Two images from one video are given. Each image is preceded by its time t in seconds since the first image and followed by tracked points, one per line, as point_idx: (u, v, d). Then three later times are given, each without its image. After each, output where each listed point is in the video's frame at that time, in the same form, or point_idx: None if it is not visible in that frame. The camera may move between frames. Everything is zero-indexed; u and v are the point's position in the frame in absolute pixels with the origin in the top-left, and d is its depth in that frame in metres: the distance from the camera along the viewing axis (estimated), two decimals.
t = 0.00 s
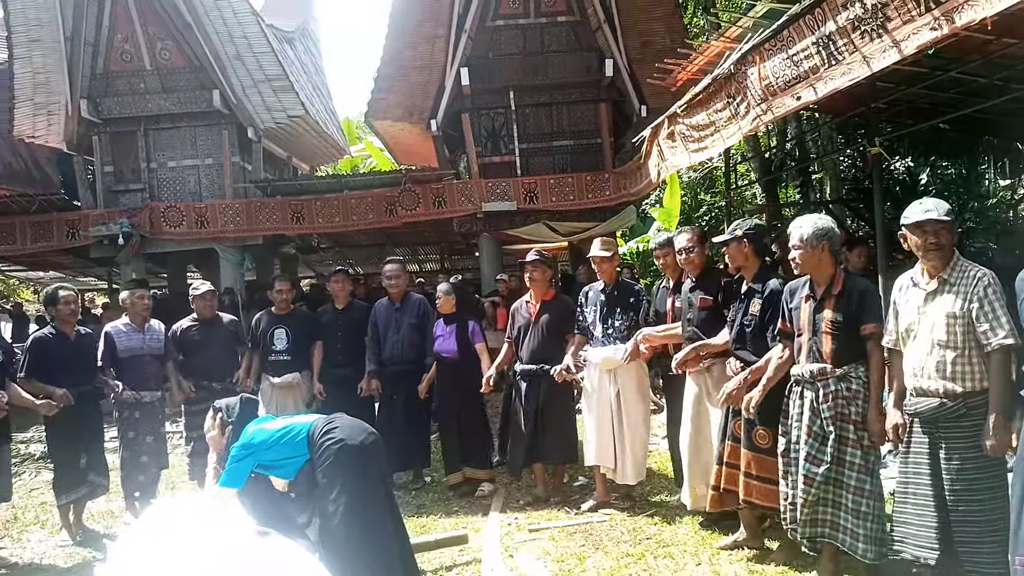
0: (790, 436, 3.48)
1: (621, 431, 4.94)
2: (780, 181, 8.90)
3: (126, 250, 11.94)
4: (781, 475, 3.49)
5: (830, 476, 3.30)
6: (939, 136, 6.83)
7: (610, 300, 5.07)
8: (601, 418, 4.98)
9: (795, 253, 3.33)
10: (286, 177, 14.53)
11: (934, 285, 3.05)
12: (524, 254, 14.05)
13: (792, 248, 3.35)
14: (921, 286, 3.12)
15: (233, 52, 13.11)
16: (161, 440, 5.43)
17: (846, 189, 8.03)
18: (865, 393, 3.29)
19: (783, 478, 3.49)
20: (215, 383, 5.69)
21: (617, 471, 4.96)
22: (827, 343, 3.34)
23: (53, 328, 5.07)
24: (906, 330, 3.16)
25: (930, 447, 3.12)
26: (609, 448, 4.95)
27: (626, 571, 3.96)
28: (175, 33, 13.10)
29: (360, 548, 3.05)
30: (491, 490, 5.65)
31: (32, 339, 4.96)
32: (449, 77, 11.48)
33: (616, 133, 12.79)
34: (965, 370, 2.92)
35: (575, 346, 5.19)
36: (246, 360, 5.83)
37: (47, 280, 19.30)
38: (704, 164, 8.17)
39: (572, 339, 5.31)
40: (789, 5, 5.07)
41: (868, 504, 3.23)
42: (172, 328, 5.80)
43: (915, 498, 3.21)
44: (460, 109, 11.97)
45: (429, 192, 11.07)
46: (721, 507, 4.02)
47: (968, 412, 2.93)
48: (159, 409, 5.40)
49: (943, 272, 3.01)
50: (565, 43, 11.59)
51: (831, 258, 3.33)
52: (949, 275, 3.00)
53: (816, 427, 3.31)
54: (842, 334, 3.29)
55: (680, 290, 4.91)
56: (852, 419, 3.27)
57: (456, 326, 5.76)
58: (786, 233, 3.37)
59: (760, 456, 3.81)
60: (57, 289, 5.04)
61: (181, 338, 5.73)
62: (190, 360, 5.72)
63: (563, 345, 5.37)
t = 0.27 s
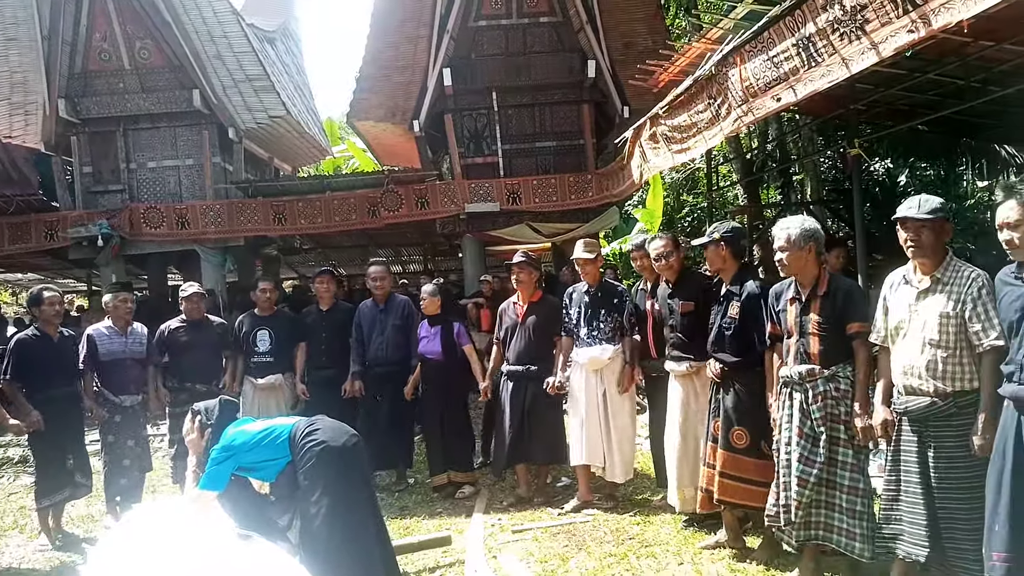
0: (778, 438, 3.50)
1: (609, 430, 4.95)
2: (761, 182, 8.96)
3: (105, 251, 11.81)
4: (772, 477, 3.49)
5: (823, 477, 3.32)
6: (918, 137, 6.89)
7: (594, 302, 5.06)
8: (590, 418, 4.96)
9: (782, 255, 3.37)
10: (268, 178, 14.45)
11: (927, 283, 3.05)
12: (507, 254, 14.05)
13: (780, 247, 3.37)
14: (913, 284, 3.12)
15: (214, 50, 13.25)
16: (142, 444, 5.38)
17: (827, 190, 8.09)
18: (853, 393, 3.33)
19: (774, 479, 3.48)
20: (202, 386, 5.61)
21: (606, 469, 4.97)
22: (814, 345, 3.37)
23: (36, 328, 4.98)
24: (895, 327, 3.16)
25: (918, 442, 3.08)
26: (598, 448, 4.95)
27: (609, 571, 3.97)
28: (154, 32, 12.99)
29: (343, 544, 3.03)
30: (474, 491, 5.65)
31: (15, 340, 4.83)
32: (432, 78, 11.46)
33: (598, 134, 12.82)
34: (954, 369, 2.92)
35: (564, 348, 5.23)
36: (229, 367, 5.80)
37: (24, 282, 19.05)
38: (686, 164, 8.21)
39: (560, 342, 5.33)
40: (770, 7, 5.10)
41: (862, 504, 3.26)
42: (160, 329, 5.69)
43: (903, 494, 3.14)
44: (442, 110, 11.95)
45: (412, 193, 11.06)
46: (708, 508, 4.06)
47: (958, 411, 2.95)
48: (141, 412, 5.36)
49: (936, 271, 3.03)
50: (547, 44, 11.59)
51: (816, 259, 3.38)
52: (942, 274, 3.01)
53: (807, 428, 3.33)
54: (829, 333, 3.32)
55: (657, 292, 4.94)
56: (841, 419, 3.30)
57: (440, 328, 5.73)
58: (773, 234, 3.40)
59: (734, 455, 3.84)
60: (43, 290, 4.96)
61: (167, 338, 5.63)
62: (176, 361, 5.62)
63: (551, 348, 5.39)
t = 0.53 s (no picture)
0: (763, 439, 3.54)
1: (595, 425, 4.99)
2: (745, 184, 9.02)
3: (87, 254, 11.74)
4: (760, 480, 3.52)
5: (810, 478, 3.33)
6: (899, 139, 6.95)
7: (578, 304, 5.08)
8: (577, 421, 4.97)
9: (767, 256, 3.41)
10: (251, 180, 14.39)
11: (916, 284, 3.01)
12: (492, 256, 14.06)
13: (764, 248, 3.40)
14: (901, 283, 3.08)
15: (196, 53, 13.05)
16: (125, 448, 5.36)
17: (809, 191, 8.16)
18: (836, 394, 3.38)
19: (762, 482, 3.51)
20: (188, 389, 5.49)
21: (593, 471, 4.99)
22: (798, 346, 3.41)
23: (17, 333, 4.94)
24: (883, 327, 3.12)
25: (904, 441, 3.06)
26: (585, 448, 4.97)
27: (595, 572, 3.99)
28: (136, 34, 12.90)
29: (334, 537, 3.03)
30: (460, 494, 5.65)
31: None
32: (416, 80, 11.45)
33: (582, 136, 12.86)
34: (943, 370, 2.89)
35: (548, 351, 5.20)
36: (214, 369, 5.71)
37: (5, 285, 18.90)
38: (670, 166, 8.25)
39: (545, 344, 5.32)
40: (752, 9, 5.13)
41: (852, 504, 3.28)
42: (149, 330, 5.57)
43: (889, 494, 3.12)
44: (426, 112, 11.95)
45: (397, 195, 11.06)
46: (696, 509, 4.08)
47: (944, 412, 2.93)
48: (124, 416, 5.34)
49: (926, 271, 2.99)
50: (531, 46, 11.61)
51: (801, 260, 3.42)
52: (931, 275, 2.97)
53: (791, 429, 3.37)
54: (811, 334, 3.37)
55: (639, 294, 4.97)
56: (826, 420, 3.34)
57: (429, 329, 5.72)
58: (759, 235, 3.42)
59: (723, 456, 3.86)
60: (23, 294, 4.91)
61: (154, 342, 5.51)
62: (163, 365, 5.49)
63: (538, 350, 5.40)
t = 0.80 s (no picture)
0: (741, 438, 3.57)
1: (579, 432, 5.00)
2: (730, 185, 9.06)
3: (70, 257, 11.66)
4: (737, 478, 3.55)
5: (784, 476, 3.36)
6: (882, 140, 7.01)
7: (559, 305, 5.08)
8: (560, 423, 4.97)
9: (744, 256, 3.43)
10: (236, 182, 14.35)
11: (897, 286, 3.02)
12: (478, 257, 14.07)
13: (743, 248, 3.42)
14: (881, 285, 3.09)
15: (181, 54, 13.14)
16: (106, 452, 5.33)
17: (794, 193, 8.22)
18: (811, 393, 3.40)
19: (739, 481, 3.54)
20: (173, 391, 5.51)
21: (579, 471, 5.01)
22: (774, 346, 3.44)
23: None
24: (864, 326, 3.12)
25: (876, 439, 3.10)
26: (570, 452, 4.97)
27: (580, 573, 4.00)
28: (120, 35, 12.82)
29: (319, 538, 3.02)
30: (446, 496, 5.65)
31: None
32: (402, 81, 11.45)
33: (569, 138, 12.89)
34: (918, 371, 2.91)
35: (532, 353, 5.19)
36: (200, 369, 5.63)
37: None
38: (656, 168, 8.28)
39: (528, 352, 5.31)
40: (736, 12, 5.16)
41: (825, 502, 3.30)
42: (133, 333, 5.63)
43: (864, 493, 3.14)
44: (412, 113, 11.94)
45: (383, 197, 11.05)
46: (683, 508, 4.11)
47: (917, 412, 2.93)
48: (105, 419, 5.34)
49: (907, 273, 3.00)
50: (517, 48, 11.62)
51: (779, 261, 3.44)
52: (912, 277, 2.98)
53: (767, 428, 3.40)
54: (787, 334, 3.40)
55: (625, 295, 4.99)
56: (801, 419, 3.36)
57: (417, 330, 5.71)
58: (737, 235, 3.44)
59: (711, 457, 3.86)
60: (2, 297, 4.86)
61: (139, 344, 5.54)
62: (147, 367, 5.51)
63: (522, 351, 5.38)
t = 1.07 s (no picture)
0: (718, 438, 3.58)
1: (560, 436, 4.99)
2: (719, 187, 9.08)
3: (52, 256, 11.54)
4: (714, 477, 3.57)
5: (757, 476, 3.37)
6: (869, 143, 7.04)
7: (544, 306, 5.07)
8: (542, 426, 4.97)
9: (722, 259, 3.43)
10: (222, 181, 14.26)
11: (865, 288, 3.06)
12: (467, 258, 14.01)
13: (721, 251, 3.42)
14: (852, 288, 3.12)
15: (167, 52, 13.11)
16: (85, 454, 5.26)
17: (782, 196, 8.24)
18: (786, 395, 3.39)
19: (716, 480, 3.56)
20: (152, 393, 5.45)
21: (560, 473, 5.00)
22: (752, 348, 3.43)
23: None
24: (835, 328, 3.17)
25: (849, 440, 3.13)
26: (551, 454, 4.98)
27: None
28: (104, 33, 12.69)
29: (304, 542, 2.98)
30: (433, 498, 5.62)
31: None
32: (390, 81, 11.40)
33: (557, 139, 12.87)
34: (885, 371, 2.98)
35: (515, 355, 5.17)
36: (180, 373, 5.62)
37: None
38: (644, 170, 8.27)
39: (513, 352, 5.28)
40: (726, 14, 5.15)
41: (798, 503, 3.31)
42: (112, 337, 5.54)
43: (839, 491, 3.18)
44: (400, 113, 11.89)
45: (370, 197, 11.00)
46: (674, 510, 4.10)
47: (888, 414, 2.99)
48: (84, 422, 5.25)
49: (875, 276, 3.04)
50: (506, 48, 11.59)
51: (757, 263, 3.46)
52: (880, 279, 3.02)
53: (740, 429, 3.40)
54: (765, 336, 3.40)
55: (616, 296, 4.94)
56: (775, 420, 3.36)
57: (407, 331, 5.68)
58: (714, 239, 3.45)
59: (696, 458, 3.86)
60: None
61: (118, 345, 5.48)
62: (127, 368, 5.45)
63: (506, 352, 5.36)
